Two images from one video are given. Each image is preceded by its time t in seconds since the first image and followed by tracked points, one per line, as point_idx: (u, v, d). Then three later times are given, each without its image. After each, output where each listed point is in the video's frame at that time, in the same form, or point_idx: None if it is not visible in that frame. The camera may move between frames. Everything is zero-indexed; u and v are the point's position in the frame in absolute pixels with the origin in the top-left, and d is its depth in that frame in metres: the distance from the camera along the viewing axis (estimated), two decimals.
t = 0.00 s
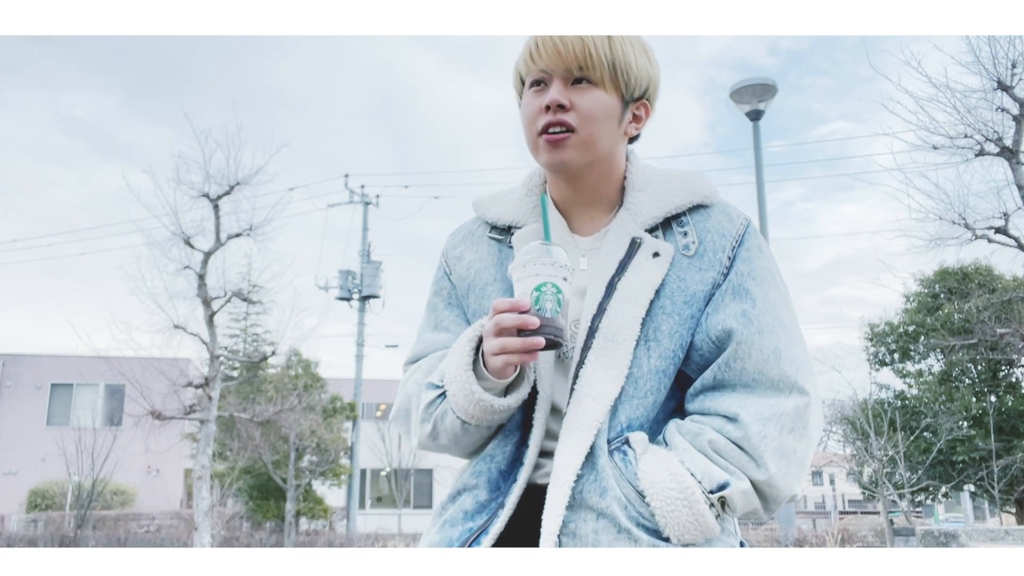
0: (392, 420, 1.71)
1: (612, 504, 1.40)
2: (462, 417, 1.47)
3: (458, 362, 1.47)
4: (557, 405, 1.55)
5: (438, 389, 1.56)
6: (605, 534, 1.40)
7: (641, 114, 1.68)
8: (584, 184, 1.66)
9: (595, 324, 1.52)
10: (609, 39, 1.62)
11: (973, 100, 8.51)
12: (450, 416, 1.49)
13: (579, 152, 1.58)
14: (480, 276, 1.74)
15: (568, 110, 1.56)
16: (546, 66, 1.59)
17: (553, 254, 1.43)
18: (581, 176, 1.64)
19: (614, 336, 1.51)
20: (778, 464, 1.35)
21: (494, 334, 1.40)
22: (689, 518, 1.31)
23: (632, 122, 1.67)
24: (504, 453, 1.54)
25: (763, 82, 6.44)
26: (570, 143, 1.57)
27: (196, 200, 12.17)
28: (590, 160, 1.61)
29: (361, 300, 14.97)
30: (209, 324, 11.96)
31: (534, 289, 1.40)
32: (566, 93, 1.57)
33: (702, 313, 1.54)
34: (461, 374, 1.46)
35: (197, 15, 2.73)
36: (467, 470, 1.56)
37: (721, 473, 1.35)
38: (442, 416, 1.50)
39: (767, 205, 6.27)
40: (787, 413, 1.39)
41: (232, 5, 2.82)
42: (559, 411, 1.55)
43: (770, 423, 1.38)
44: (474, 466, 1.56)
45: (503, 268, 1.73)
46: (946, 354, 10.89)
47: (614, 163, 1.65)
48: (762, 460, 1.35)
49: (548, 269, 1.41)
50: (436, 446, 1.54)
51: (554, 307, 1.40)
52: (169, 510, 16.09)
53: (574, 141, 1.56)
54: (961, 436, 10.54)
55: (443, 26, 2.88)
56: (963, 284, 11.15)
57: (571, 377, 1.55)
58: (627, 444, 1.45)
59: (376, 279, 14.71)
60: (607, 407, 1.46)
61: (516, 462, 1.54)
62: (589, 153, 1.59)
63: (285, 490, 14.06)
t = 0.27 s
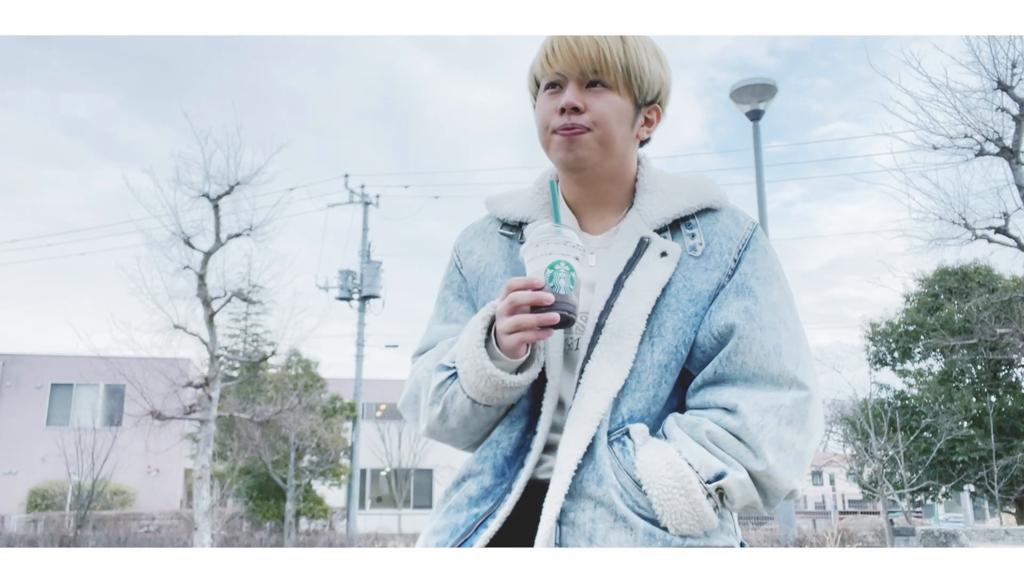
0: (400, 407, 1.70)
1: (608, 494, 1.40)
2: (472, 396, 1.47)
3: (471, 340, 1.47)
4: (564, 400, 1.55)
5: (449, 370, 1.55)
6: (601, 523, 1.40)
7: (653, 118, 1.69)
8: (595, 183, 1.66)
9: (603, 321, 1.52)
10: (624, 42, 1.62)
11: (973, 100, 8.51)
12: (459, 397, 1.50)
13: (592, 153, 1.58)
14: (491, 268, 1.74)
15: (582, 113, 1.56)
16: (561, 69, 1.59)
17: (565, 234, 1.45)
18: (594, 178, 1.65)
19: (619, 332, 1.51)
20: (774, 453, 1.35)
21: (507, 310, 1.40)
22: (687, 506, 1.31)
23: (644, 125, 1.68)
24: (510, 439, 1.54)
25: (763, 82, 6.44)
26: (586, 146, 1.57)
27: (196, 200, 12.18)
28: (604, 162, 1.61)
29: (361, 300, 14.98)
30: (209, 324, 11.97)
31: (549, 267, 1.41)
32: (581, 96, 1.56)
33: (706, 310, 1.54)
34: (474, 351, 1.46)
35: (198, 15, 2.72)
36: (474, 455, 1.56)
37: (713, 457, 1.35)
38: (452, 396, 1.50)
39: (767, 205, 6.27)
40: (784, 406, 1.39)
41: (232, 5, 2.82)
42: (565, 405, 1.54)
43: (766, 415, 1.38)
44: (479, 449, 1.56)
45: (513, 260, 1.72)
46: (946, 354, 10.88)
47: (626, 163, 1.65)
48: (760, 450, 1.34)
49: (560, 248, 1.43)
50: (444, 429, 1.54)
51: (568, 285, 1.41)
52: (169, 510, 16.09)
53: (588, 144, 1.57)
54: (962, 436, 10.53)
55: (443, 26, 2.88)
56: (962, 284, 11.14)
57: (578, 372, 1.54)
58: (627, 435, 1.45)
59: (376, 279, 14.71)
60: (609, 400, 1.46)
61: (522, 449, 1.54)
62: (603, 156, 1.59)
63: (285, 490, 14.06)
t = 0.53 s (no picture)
0: (400, 414, 1.70)
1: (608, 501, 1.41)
2: (477, 404, 1.46)
3: (474, 347, 1.47)
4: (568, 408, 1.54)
5: (452, 378, 1.53)
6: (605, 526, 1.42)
7: (654, 121, 1.70)
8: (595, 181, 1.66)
9: (603, 325, 1.52)
10: (630, 43, 1.62)
11: (973, 100, 8.52)
12: (463, 405, 1.48)
13: (595, 153, 1.58)
14: (486, 273, 1.74)
15: (586, 110, 1.55)
16: (568, 63, 1.59)
17: (566, 241, 1.45)
18: (593, 176, 1.64)
19: (621, 337, 1.50)
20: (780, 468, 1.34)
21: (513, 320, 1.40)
22: (693, 516, 1.31)
23: (645, 127, 1.69)
24: (516, 445, 1.54)
25: (763, 82, 6.45)
26: (588, 143, 1.56)
27: (196, 200, 12.19)
28: (605, 161, 1.61)
29: (361, 300, 14.98)
30: (209, 324, 11.98)
31: (551, 275, 1.41)
32: (586, 93, 1.56)
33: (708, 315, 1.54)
34: (478, 357, 1.45)
35: (197, 15, 2.72)
36: (477, 460, 1.56)
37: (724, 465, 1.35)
38: (456, 404, 1.49)
39: (767, 205, 6.27)
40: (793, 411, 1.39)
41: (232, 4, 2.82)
42: (570, 414, 1.53)
43: (774, 421, 1.39)
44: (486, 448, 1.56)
45: (510, 265, 1.72)
46: (945, 354, 10.87)
47: (629, 162, 1.65)
48: (766, 458, 1.34)
49: (563, 256, 1.43)
50: (448, 438, 1.52)
51: (571, 292, 1.41)
52: (169, 510, 16.09)
53: (591, 142, 1.56)
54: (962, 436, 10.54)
55: (443, 25, 2.88)
56: (962, 284, 11.13)
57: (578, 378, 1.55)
58: (630, 444, 1.44)
59: (376, 279, 14.72)
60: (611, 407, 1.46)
61: (527, 455, 1.54)
62: (605, 154, 1.59)
63: (285, 490, 14.06)
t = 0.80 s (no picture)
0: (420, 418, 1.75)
1: (614, 500, 1.44)
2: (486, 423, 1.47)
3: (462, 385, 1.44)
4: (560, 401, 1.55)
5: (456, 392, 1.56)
6: (603, 526, 1.44)
7: (602, 103, 1.64)
8: (545, 183, 1.63)
9: (572, 320, 1.53)
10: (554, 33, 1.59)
11: (973, 100, 8.54)
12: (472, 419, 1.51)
13: (531, 155, 1.55)
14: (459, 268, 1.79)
15: (513, 114, 1.53)
16: (491, 68, 1.57)
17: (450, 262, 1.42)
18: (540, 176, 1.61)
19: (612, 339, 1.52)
20: (712, 422, 1.38)
21: (418, 332, 1.40)
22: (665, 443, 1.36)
23: (593, 113, 1.63)
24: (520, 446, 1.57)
25: (763, 82, 6.47)
26: (522, 146, 1.54)
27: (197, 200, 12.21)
28: (547, 159, 1.58)
29: (361, 300, 15.00)
30: (209, 324, 12.00)
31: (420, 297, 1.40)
32: (511, 95, 1.54)
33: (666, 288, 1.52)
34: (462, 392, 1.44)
35: (196, 16, 2.74)
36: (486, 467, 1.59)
37: (651, 440, 1.35)
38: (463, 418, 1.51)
39: (766, 205, 6.28)
40: (713, 380, 1.37)
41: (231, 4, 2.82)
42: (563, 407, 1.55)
43: (700, 393, 1.37)
44: (479, 459, 1.63)
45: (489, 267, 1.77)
46: (945, 354, 10.84)
47: (577, 155, 1.61)
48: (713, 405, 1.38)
49: (437, 274, 1.40)
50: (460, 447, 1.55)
51: (439, 317, 1.39)
52: (169, 510, 16.10)
53: (524, 145, 1.54)
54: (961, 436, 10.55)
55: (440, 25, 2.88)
56: (963, 285, 11.10)
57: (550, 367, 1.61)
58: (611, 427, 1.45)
59: (377, 279, 14.74)
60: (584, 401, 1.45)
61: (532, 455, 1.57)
62: (544, 153, 1.56)
63: (285, 490, 14.08)
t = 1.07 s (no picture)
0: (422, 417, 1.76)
1: (613, 502, 1.44)
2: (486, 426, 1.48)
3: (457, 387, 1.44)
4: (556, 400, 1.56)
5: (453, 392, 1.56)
6: (603, 526, 1.44)
7: (602, 102, 1.65)
8: (543, 182, 1.64)
9: (571, 320, 1.54)
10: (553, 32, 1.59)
11: (973, 100, 8.57)
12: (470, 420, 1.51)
13: (530, 153, 1.55)
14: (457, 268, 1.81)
15: (512, 111, 1.54)
16: (489, 66, 1.58)
17: (452, 267, 1.42)
18: (539, 175, 1.62)
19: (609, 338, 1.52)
20: (711, 423, 1.38)
21: (418, 335, 1.42)
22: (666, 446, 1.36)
23: (592, 112, 1.64)
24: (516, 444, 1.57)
25: (762, 82, 6.48)
26: (520, 143, 1.54)
27: (197, 200, 12.22)
28: (545, 158, 1.58)
29: (361, 300, 15.02)
30: (209, 324, 12.02)
31: (420, 301, 1.41)
32: (510, 93, 1.54)
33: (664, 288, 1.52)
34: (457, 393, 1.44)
35: (195, 15, 2.73)
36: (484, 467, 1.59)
37: (649, 442, 1.35)
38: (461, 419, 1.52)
39: (766, 205, 6.29)
40: (711, 382, 1.37)
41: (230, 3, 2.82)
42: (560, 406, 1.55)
43: (698, 395, 1.37)
44: (480, 457, 1.62)
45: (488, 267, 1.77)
46: (946, 354, 10.83)
47: (576, 153, 1.61)
48: (712, 406, 1.37)
49: (435, 278, 1.41)
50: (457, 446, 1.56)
51: (437, 321, 1.40)
52: (169, 510, 16.10)
53: (522, 142, 1.54)
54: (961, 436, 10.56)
55: (439, 25, 2.87)
56: (962, 284, 11.06)
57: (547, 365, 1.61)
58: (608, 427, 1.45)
59: (376, 279, 14.75)
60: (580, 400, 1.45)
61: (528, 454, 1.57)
62: (542, 151, 1.56)
63: (285, 490, 14.07)
